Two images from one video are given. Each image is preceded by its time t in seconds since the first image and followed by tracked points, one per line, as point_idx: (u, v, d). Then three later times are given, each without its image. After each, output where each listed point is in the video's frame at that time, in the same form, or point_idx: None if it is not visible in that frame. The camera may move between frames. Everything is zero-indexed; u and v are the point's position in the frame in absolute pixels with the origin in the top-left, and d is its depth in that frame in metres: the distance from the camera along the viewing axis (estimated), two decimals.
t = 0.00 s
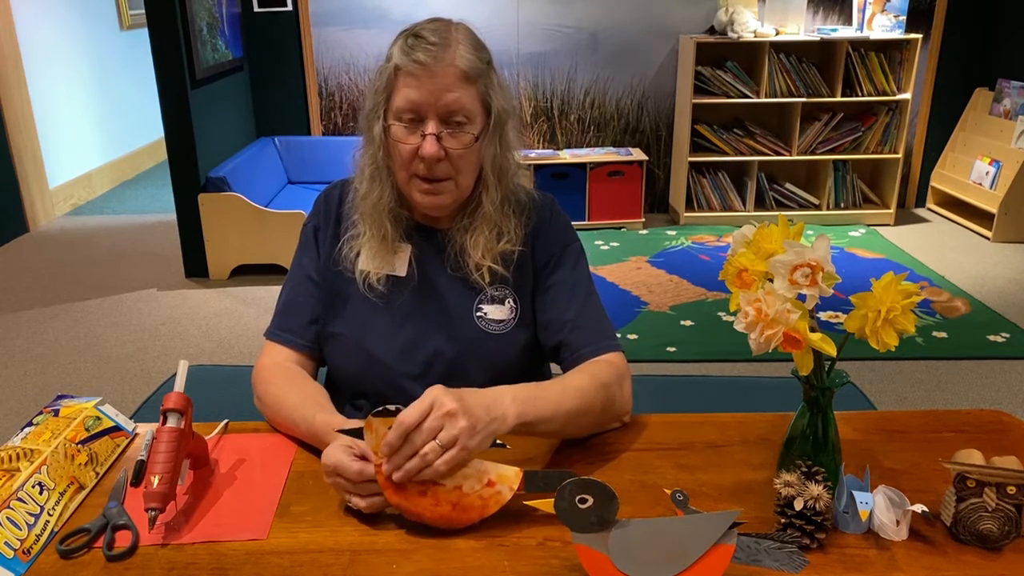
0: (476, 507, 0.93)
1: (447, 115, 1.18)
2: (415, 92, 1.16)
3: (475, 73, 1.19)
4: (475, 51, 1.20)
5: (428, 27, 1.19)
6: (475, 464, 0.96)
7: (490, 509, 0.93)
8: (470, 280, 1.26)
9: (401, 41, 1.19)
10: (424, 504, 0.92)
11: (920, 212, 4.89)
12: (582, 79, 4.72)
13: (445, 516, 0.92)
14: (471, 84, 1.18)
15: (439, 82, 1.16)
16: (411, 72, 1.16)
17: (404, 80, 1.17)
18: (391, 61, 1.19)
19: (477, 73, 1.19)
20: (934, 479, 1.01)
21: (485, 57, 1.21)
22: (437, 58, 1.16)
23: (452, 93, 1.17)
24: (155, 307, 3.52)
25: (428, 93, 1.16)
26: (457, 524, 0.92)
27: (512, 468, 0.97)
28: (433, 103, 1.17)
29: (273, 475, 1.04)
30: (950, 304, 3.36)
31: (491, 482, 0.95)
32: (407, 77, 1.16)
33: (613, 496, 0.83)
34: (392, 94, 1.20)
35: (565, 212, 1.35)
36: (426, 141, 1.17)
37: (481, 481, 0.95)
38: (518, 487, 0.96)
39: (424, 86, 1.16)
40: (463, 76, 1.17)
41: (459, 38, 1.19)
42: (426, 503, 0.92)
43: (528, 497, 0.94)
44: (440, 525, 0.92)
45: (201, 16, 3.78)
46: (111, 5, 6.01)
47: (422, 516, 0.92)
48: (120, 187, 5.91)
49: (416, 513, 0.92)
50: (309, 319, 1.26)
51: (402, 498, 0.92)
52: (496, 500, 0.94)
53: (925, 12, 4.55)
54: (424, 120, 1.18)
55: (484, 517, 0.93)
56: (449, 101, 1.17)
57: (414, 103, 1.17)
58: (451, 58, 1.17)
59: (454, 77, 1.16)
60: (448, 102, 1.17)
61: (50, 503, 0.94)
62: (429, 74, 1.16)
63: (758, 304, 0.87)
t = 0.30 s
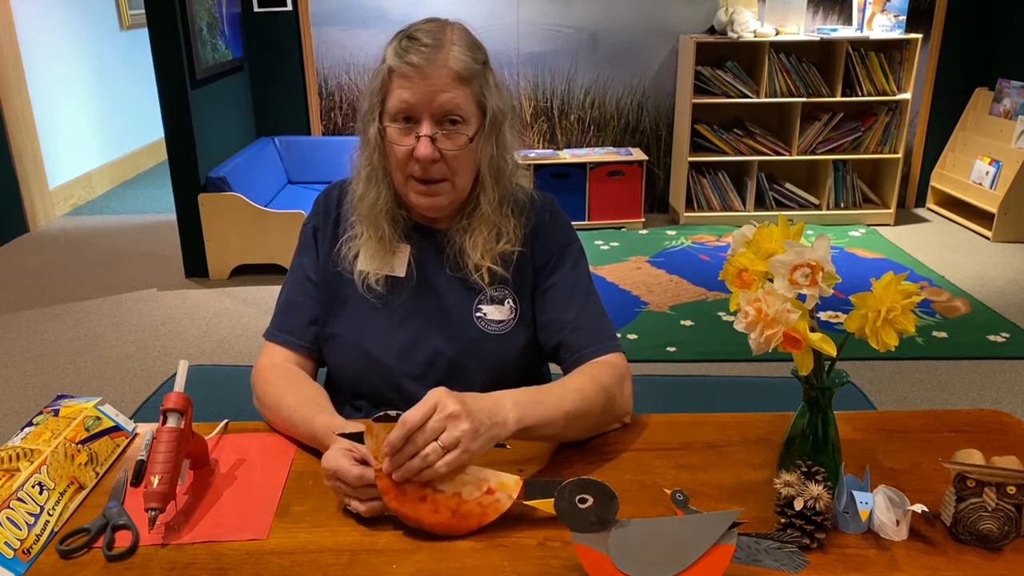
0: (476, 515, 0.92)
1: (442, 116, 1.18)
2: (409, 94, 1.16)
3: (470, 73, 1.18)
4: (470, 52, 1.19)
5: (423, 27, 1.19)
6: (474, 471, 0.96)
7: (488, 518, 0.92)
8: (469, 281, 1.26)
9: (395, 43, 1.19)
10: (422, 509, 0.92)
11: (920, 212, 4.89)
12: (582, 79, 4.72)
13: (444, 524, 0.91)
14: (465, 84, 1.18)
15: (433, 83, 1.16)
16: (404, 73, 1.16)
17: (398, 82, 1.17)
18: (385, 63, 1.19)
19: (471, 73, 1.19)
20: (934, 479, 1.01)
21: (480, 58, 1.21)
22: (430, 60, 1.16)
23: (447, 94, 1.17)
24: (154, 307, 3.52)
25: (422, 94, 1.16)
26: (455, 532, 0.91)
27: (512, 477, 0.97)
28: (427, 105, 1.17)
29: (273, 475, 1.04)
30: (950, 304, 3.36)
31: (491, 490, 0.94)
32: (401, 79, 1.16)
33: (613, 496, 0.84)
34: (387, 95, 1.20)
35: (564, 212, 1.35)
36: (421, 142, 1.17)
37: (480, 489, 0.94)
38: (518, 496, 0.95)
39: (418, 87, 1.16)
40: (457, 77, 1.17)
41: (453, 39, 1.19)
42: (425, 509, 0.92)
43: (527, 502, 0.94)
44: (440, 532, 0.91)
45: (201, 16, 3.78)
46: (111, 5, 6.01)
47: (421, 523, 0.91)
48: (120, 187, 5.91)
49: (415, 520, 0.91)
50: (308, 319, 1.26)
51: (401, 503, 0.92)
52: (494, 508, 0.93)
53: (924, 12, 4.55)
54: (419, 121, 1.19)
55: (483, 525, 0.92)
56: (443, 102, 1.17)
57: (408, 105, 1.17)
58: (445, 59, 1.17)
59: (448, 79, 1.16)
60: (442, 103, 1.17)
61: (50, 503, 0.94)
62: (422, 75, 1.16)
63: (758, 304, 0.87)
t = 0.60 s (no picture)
0: (475, 518, 0.92)
1: (443, 115, 1.18)
2: (409, 93, 1.16)
3: (471, 73, 1.18)
4: (470, 51, 1.19)
5: (424, 27, 1.19)
6: (472, 473, 0.96)
7: (487, 521, 0.92)
8: (470, 281, 1.26)
9: (396, 44, 1.19)
10: (422, 513, 0.91)
11: (920, 212, 4.89)
12: (582, 79, 4.72)
13: (444, 527, 0.91)
14: (467, 84, 1.18)
15: (433, 83, 1.16)
16: (405, 73, 1.16)
17: (399, 81, 1.17)
18: (386, 64, 1.19)
19: (472, 73, 1.18)
20: (934, 479, 1.01)
21: (481, 57, 1.21)
22: (431, 60, 1.16)
23: (448, 94, 1.16)
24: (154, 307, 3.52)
25: (423, 94, 1.16)
26: (455, 535, 0.91)
27: (511, 478, 0.97)
28: (428, 104, 1.17)
29: (273, 475, 1.04)
30: (950, 304, 3.36)
31: (490, 492, 0.94)
32: (401, 79, 1.16)
33: (612, 496, 0.84)
34: (388, 95, 1.20)
35: (565, 212, 1.35)
36: (422, 142, 1.17)
37: (480, 491, 0.94)
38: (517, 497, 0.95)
39: (419, 87, 1.16)
40: (458, 76, 1.17)
41: (454, 39, 1.19)
42: (425, 512, 0.91)
43: (527, 503, 0.94)
44: (440, 534, 0.91)
45: (201, 16, 3.78)
46: (111, 5, 6.01)
47: (421, 526, 0.91)
48: (120, 187, 5.91)
49: (414, 523, 0.91)
50: (308, 319, 1.26)
51: (400, 507, 0.91)
52: (493, 510, 0.93)
53: (925, 12, 4.55)
54: (420, 121, 1.19)
55: (482, 528, 0.92)
56: (444, 102, 1.17)
57: (409, 104, 1.17)
58: (445, 59, 1.16)
59: (449, 79, 1.16)
60: (444, 102, 1.17)
61: (50, 503, 0.94)
62: (423, 75, 1.15)
63: (758, 304, 0.87)
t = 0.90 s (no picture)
0: (479, 517, 0.92)
1: (447, 115, 1.18)
2: (413, 93, 1.16)
3: (474, 73, 1.18)
4: (474, 51, 1.19)
5: (428, 28, 1.19)
6: (473, 474, 0.96)
7: (492, 519, 0.92)
8: (472, 281, 1.26)
9: (400, 43, 1.19)
10: (426, 517, 0.91)
11: (920, 212, 4.89)
12: (582, 79, 4.72)
13: (448, 528, 0.91)
14: (470, 83, 1.18)
15: (437, 83, 1.16)
16: (409, 73, 1.16)
17: (403, 81, 1.17)
18: (390, 63, 1.19)
19: (476, 73, 1.19)
20: (934, 479, 1.01)
21: (484, 57, 1.21)
22: (435, 59, 1.16)
23: (452, 93, 1.16)
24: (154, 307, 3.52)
25: (426, 93, 1.16)
26: (460, 535, 0.91)
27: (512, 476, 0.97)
28: (432, 104, 1.17)
29: (273, 474, 1.04)
30: (950, 304, 3.35)
31: (492, 490, 0.94)
32: (405, 79, 1.16)
33: (613, 496, 0.83)
34: (392, 95, 1.20)
35: (568, 212, 1.35)
36: (426, 142, 1.17)
37: (482, 491, 0.94)
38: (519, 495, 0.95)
39: (423, 87, 1.16)
40: (462, 76, 1.17)
41: (458, 39, 1.19)
42: (429, 516, 0.92)
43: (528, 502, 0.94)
44: (445, 536, 0.91)
45: (201, 16, 3.78)
46: (111, 5, 6.01)
47: (426, 530, 0.91)
48: (120, 187, 5.91)
49: (419, 527, 0.91)
50: (309, 319, 1.27)
51: (405, 511, 0.92)
52: (497, 508, 0.93)
53: (925, 12, 4.55)
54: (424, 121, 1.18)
55: (487, 526, 0.92)
56: (448, 101, 1.16)
57: (413, 104, 1.17)
58: (449, 58, 1.17)
59: (453, 78, 1.16)
60: (448, 102, 1.17)
61: (50, 503, 0.93)
62: (428, 75, 1.16)
63: (758, 304, 0.87)
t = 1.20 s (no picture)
0: (477, 516, 0.92)
1: (450, 116, 1.18)
2: (417, 94, 1.16)
3: (477, 73, 1.18)
4: (477, 51, 1.19)
5: (431, 28, 1.19)
6: (469, 472, 0.95)
7: (491, 516, 0.92)
8: (475, 280, 1.26)
9: (403, 44, 1.19)
10: (425, 519, 0.91)
11: (921, 212, 4.89)
12: (582, 79, 4.72)
13: (447, 529, 0.91)
14: (473, 84, 1.18)
15: (441, 83, 1.16)
16: (412, 74, 1.16)
17: (406, 82, 1.17)
18: (393, 64, 1.19)
19: (479, 73, 1.18)
20: (934, 479, 1.01)
21: (487, 57, 1.21)
22: (439, 60, 1.16)
23: (455, 93, 1.16)
24: (154, 307, 3.52)
25: (430, 94, 1.16)
26: (458, 535, 0.91)
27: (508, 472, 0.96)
28: (436, 104, 1.16)
29: (273, 474, 1.04)
30: (950, 304, 3.35)
31: (488, 488, 0.94)
32: (408, 79, 1.16)
33: (613, 496, 0.83)
34: (395, 96, 1.20)
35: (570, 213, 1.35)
36: (429, 142, 1.17)
37: (478, 489, 0.93)
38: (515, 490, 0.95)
39: (426, 87, 1.16)
40: (465, 76, 1.17)
41: (461, 39, 1.19)
42: (428, 518, 0.91)
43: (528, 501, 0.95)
44: (443, 537, 0.91)
45: (201, 16, 3.78)
46: (111, 5, 6.01)
47: (425, 532, 0.91)
48: (120, 187, 5.90)
49: (418, 530, 0.91)
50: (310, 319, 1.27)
51: (403, 515, 0.91)
52: (495, 505, 0.93)
53: (925, 12, 4.55)
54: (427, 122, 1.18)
55: (486, 524, 0.92)
56: (451, 101, 1.16)
57: (416, 104, 1.16)
58: (453, 59, 1.17)
59: (456, 79, 1.16)
60: (451, 102, 1.17)
61: (50, 503, 0.93)
62: (431, 75, 1.16)
63: (758, 304, 0.87)
